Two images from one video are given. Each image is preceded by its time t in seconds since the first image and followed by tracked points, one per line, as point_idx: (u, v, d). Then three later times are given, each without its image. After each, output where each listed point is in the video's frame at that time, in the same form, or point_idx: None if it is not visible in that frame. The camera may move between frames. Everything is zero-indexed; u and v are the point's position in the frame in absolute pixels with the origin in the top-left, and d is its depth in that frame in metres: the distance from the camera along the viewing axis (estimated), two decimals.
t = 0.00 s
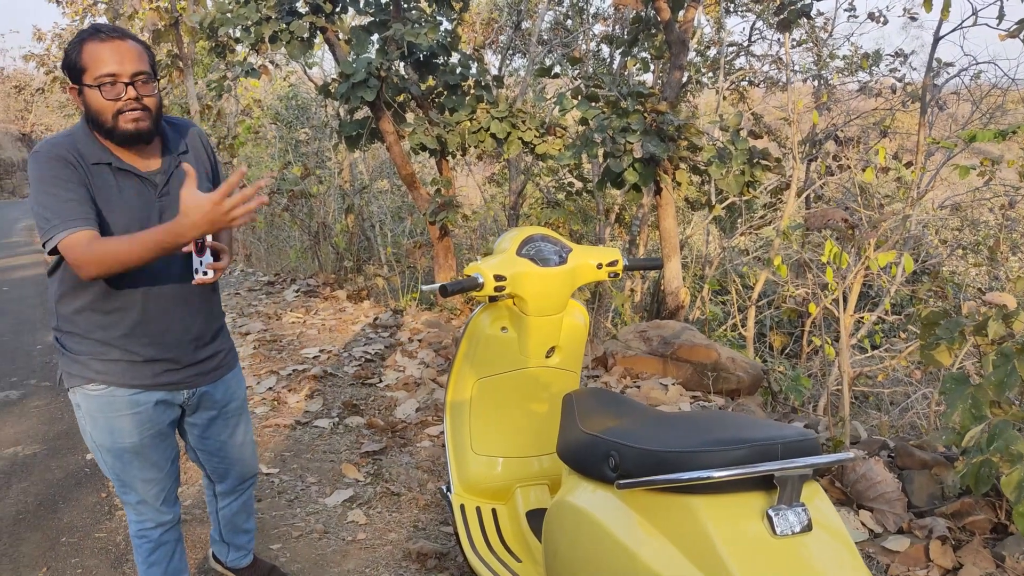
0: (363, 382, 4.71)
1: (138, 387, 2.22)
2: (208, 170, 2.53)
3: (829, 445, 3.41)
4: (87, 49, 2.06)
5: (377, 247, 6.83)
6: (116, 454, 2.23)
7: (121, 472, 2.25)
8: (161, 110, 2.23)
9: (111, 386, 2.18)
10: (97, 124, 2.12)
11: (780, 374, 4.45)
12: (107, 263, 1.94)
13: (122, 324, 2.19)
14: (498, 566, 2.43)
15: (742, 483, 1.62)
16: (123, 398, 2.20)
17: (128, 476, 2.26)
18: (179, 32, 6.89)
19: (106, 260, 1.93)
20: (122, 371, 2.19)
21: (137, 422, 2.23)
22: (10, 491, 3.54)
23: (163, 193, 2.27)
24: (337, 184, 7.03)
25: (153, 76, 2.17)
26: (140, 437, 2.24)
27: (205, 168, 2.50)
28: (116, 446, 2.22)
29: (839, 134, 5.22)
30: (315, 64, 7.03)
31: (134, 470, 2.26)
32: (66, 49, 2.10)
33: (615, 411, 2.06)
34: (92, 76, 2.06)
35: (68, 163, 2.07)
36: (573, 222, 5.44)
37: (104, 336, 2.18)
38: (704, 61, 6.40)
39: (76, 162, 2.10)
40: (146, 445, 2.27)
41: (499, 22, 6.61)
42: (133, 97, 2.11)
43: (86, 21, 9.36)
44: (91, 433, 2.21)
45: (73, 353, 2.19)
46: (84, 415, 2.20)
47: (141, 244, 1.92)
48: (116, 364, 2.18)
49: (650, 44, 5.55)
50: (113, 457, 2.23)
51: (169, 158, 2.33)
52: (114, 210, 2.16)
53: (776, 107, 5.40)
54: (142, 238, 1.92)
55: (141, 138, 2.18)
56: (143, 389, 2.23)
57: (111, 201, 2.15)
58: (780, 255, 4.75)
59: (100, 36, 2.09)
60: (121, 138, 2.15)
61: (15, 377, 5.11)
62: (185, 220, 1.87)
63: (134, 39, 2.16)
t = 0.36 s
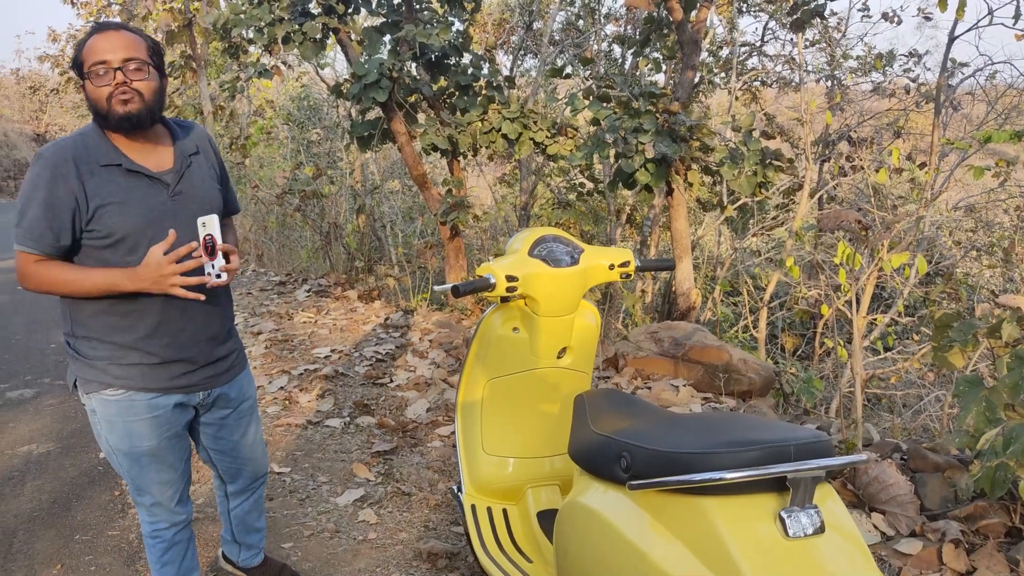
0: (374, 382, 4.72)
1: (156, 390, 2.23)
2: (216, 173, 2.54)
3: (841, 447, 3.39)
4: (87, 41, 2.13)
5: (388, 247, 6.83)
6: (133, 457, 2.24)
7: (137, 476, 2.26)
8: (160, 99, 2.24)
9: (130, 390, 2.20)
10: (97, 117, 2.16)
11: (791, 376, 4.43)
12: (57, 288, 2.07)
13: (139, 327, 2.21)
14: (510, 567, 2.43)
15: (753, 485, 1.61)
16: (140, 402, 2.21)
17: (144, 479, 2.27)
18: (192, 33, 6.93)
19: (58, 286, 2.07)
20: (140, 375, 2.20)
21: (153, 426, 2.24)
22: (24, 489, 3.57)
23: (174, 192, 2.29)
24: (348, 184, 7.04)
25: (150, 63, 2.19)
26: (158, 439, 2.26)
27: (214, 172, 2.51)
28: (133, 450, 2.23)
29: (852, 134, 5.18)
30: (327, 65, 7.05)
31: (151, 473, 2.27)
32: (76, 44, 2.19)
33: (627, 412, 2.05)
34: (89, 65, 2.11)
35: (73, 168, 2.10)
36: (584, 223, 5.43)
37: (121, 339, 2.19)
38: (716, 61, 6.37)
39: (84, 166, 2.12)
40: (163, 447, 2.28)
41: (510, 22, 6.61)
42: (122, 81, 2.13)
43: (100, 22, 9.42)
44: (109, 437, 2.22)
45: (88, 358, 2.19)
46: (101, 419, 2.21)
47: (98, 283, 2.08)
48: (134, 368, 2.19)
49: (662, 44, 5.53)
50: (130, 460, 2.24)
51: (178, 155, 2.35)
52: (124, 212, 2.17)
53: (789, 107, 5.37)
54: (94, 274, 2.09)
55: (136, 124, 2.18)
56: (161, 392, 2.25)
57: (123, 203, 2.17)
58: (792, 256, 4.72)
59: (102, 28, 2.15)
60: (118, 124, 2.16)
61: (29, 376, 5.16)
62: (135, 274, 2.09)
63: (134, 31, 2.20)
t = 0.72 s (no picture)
0: (379, 381, 4.73)
1: (141, 391, 2.24)
2: (216, 169, 2.49)
3: (847, 446, 3.38)
4: (62, 50, 2.12)
5: (393, 246, 6.84)
6: (123, 455, 2.26)
7: (127, 473, 2.29)
8: (144, 101, 2.24)
9: (115, 389, 2.23)
10: (83, 125, 2.18)
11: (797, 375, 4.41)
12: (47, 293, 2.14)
13: (123, 327, 2.23)
14: (515, 566, 2.44)
15: (758, 484, 1.61)
16: (126, 402, 2.23)
17: (137, 475, 2.29)
18: (198, 33, 6.95)
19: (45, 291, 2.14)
20: (124, 375, 2.23)
21: (141, 426, 2.25)
22: (31, 487, 3.60)
23: (155, 192, 2.26)
24: (354, 183, 7.04)
25: (128, 65, 2.19)
26: (146, 438, 2.27)
27: (213, 168, 2.46)
28: (121, 448, 2.26)
29: (859, 133, 5.17)
30: (333, 64, 7.07)
31: (142, 470, 2.29)
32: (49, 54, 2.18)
33: (632, 412, 2.05)
34: (68, 75, 2.12)
35: (53, 176, 2.15)
36: (589, 222, 5.43)
37: (105, 338, 2.23)
38: (722, 60, 6.36)
39: (63, 172, 2.17)
40: (153, 447, 2.29)
41: (516, 22, 6.60)
42: (105, 90, 2.14)
43: (107, 21, 9.42)
44: (100, 433, 2.27)
45: (82, 356, 2.26)
46: (92, 416, 2.26)
47: (71, 280, 2.11)
48: (119, 367, 2.23)
49: (668, 43, 5.53)
50: (119, 457, 2.27)
51: (165, 153, 2.32)
52: (100, 214, 2.17)
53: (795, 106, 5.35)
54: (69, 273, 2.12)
55: (125, 130, 2.20)
56: (146, 393, 2.25)
57: (100, 205, 2.18)
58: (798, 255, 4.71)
59: (75, 35, 2.14)
60: (106, 134, 2.18)
61: (37, 374, 5.19)
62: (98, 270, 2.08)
63: (107, 33, 2.19)
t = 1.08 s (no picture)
0: (381, 381, 4.73)
1: (153, 386, 2.25)
2: (233, 169, 2.45)
3: (849, 447, 3.37)
4: (112, 47, 2.11)
5: (394, 246, 6.83)
6: (133, 449, 2.27)
7: (138, 468, 2.29)
8: (181, 112, 2.27)
9: (128, 383, 2.23)
10: (119, 123, 2.17)
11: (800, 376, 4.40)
12: (63, 284, 2.19)
13: (136, 322, 2.23)
14: (516, 566, 2.43)
15: (760, 484, 1.60)
16: (140, 396, 2.24)
17: (147, 470, 2.30)
18: (201, 33, 6.95)
19: (62, 281, 2.18)
20: (138, 369, 2.23)
21: (152, 421, 2.26)
22: (33, 486, 3.59)
23: (167, 189, 2.26)
24: (355, 183, 7.04)
25: (177, 76, 2.22)
26: (157, 433, 2.27)
27: (230, 169, 2.44)
28: (132, 442, 2.26)
29: (861, 133, 5.16)
30: (335, 64, 7.06)
31: (152, 465, 2.29)
32: (90, 42, 2.14)
33: (633, 413, 2.04)
34: (119, 75, 2.11)
35: (68, 169, 2.17)
36: (591, 222, 5.43)
37: (119, 333, 2.23)
38: (724, 60, 6.35)
39: (79, 166, 2.18)
40: (163, 443, 2.30)
41: (518, 21, 6.59)
42: (158, 100, 2.16)
43: (109, 20, 9.42)
44: (112, 426, 2.27)
45: (97, 348, 2.26)
46: (105, 408, 2.27)
47: (91, 275, 2.15)
48: (132, 362, 2.23)
49: (670, 43, 5.51)
50: (131, 451, 2.28)
51: (180, 153, 2.30)
52: (112, 211, 2.19)
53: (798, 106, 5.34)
54: (93, 269, 2.16)
55: (165, 138, 2.22)
56: (159, 388, 2.26)
57: (111, 202, 2.19)
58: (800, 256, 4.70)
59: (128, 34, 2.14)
60: (144, 139, 2.19)
61: (39, 373, 5.19)
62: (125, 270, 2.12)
63: (159, 39, 2.20)
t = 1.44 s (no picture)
0: (381, 378, 4.73)
1: (175, 378, 2.24)
2: (248, 165, 2.51)
3: (850, 444, 3.37)
4: (154, 45, 2.11)
5: (395, 243, 6.83)
6: (149, 443, 2.26)
7: (151, 462, 2.28)
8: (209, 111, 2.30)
9: (150, 376, 2.21)
10: (152, 119, 2.17)
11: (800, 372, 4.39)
12: (84, 279, 2.12)
13: (160, 315, 2.23)
14: (517, 563, 2.42)
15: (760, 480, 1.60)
16: (160, 389, 2.23)
17: (159, 465, 2.29)
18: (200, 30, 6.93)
19: (85, 276, 2.11)
20: (160, 361, 2.22)
21: (170, 414, 2.25)
22: (33, 482, 3.59)
23: (197, 185, 2.29)
24: (356, 180, 7.03)
25: (212, 80, 2.24)
26: (174, 427, 2.27)
27: (244, 164, 2.49)
28: (148, 436, 2.25)
29: (862, 130, 5.15)
30: (335, 60, 7.05)
31: (165, 460, 2.29)
32: (128, 37, 2.13)
33: (633, 409, 2.04)
34: (159, 74, 2.11)
35: (97, 163, 2.12)
36: (591, 218, 5.42)
37: (143, 326, 2.22)
38: (725, 56, 6.32)
39: (107, 161, 2.14)
40: (180, 436, 2.29)
41: (518, 17, 6.57)
42: (195, 100, 2.18)
43: (108, 16, 9.39)
44: (126, 419, 2.25)
45: (114, 342, 2.23)
46: (121, 402, 2.24)
47: (121, 268, 2.11)
48: (155, 355, 2.21)
49: (671, 39, 5.50)
50: (145, 446, 2.26)
51: (204, 150, 2.33)
52: (145, 205, 2.18)
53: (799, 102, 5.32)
54: (120, 262, 2.12)
55: (195, 137, 2.24)
56: (182, 381, 2.25)
57: (144, 196, 2.18)
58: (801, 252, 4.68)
59: (169, 32, 2.13)
60: (176, 135, 2.20)
61: (39, 370, 5.20)
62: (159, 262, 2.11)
63: (195, 40, 2.21)
